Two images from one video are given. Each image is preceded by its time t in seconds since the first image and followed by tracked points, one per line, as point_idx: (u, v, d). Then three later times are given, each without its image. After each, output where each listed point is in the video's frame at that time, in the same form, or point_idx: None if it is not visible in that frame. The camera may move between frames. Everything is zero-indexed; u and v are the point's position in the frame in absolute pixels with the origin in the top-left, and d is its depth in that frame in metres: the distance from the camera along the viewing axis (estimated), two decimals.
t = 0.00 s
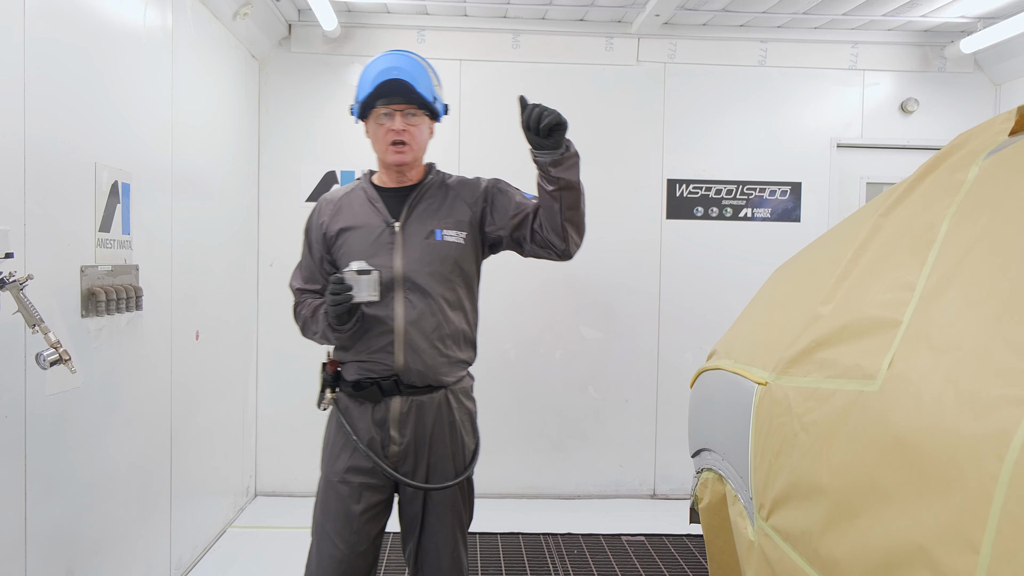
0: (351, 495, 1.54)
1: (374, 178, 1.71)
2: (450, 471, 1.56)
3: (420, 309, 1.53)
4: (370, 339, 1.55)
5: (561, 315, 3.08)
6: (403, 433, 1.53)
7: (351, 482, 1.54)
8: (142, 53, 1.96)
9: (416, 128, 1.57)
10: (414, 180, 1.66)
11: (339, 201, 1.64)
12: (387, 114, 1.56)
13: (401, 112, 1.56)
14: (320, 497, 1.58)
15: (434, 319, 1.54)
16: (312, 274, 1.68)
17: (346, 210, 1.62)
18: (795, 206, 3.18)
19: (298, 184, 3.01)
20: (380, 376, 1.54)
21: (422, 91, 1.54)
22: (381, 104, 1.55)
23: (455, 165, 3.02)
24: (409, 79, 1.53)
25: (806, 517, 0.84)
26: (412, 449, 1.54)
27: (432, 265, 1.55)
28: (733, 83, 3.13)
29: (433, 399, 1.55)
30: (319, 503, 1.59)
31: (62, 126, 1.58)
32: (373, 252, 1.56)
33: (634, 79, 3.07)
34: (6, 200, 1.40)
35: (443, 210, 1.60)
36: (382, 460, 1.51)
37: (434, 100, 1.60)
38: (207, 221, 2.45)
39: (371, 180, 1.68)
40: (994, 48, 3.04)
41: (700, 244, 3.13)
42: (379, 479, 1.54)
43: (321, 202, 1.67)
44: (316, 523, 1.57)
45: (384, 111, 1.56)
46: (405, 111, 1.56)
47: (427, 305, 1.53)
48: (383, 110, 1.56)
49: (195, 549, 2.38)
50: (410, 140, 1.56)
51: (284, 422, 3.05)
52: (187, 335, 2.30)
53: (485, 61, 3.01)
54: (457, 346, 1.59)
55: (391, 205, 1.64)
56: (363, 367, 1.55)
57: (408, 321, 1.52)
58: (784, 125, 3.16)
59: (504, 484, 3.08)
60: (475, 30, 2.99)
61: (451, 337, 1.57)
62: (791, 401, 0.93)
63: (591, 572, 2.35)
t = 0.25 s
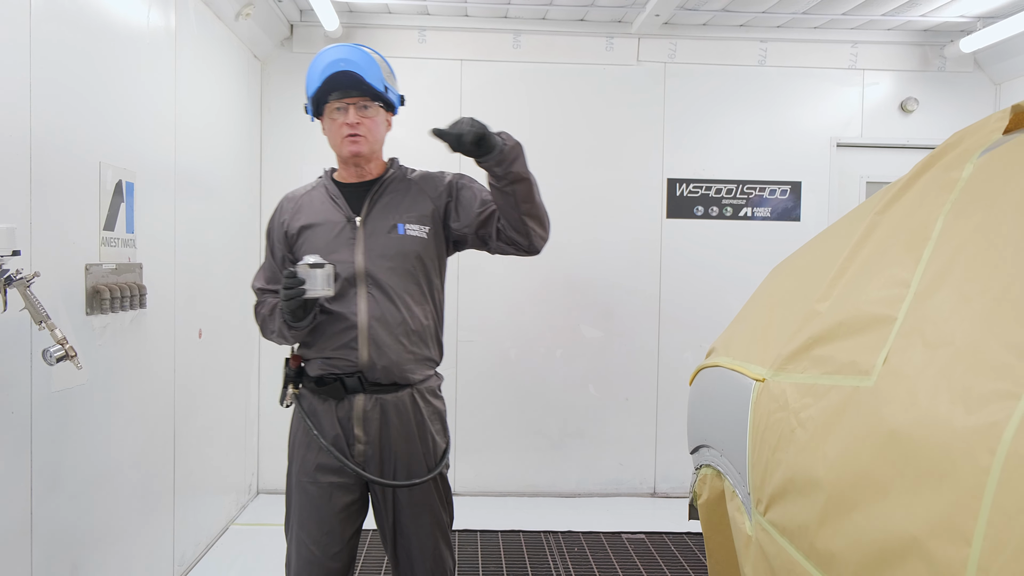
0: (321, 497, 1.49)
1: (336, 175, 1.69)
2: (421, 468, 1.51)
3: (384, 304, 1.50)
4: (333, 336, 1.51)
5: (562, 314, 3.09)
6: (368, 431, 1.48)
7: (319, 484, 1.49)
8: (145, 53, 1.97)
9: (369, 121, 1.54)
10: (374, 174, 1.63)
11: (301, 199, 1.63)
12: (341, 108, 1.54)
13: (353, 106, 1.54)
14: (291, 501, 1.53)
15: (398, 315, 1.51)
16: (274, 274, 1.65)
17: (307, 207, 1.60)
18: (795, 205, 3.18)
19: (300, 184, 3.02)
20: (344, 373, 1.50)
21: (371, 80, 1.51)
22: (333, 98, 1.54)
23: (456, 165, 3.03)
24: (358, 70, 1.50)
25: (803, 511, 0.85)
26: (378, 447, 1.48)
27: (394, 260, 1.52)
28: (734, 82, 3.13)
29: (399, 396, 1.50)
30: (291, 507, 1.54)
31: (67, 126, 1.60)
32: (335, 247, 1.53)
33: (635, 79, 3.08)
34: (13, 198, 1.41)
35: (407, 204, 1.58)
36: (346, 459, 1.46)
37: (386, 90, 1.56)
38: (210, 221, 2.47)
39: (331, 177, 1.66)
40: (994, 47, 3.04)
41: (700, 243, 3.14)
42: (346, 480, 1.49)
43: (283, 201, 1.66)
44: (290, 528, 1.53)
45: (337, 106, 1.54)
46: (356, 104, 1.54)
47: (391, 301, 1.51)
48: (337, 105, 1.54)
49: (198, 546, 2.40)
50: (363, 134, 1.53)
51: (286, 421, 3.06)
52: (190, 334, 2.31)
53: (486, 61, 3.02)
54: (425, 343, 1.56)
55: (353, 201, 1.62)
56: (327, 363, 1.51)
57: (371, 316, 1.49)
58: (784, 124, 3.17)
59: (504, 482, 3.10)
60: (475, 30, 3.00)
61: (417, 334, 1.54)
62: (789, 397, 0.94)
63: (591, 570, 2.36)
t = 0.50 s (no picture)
0: (313, 496, 1.49)
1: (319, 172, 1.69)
2: (411, 463, 1.48)
3: (364, 299, 1.49)
4: (314, 332, 1.51)
5: (571, 314, 3.10)
6: (354, 428, 1.47)
7: (310, 483, 1.49)
8: (159, 55, 2.00)
9: (346, 116, 1.53)
10: (355, 169, 1.62)
11: (283, 197, 1.63)
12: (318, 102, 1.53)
13: (329, 100, 1.53)
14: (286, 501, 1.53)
15: (379, 309, 1.49)
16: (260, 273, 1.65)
17: (289, 205, 1.60)
18: (805, 205, 3.18)
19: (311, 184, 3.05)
20: (326, 370, 1.49)
21: (343, 72, 1.48)
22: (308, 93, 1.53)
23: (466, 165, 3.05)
24: (328, 63, 1.48)
25: (814, 508, 0.86)
26: (366, 444, 1.47)
27: (375, 254, 1.50)
28: (743, 82, 3.13)
29: (383, 392, 1.49)
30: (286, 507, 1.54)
31: (84, 126, 1.63)
32: (316, 242, 1.52)
33: (644, 79, 3.09)
34: (31, 199, 1.44)
35: (388, 198, 1.56)
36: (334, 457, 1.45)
37: (362, 82, 1.54)
38: (222, 220, 2.49)
39: (314, 175, 1.65)
40: (1006, 47, 3.03)
41: (710, 243, 3.14)
42: (335, 478, 1.48)
43: (266, 200, 1.66)
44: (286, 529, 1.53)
45: (314, 102, 1.54)
46: (333, 99, 1.53)
47: (371, 296, 1.49)
48: (315, 98, 1.54)
49: (211, 543, 2.43)
50: (341, 129, 1.53)
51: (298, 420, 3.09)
52: (203, 332, 2.34)
53: (495, 61, 3.04)
54: (408, 338, 1.54)
55: (335, 196, 1.61)
56: (310, 361, 1.51)
57: (352, 311, 1.48)
58: (794, 124, 3.16)
59: (514, 481, 3.11)
60: (485, 31, 3.02)
61: (400, 328, 1.52)
62: (799, 395, 0.95)
63: (601, 568, 2.37)
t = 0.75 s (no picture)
0: (317, 497, 1.50)
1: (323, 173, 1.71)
2: (412, 464, 1.48)
3: (362, 300, 1.49)
4: (314, 332, 1.52)
5: (584, 314, 3.10)
6: (355, 428, 1.47)
7: (314, 483, 1.50)
8: (177, 59, 2.03)
9: (348, 118, 1.55)
10: (359, 169, 1.64)
11: (288, 198, 1.66)
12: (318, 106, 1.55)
13: (330, 104, 1.54)
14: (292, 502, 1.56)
15: (377, 310, 1.49)
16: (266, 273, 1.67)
17: (294, 206, 1.63)
18: (818, 205, 3.16)
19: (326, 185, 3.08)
20: (326, 370, 1.51)
21: (338, 75, 1.48)
22: (308, 96, 1.55)
23: (479, 167, 3.07)
24: (323, 66, 1.48)
25: (829, 509, 0.86)
26: (366, 445, 1.48)
27: (374, 255, 1.51)
28: (756, 82, 3.12)
29: (383, 393, 1.48)
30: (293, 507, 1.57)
31: (104, 129, 1.66)
32: (317, 242, 1.54)
33: (657, 80, 3.09)
34: (55, 203, 1.47)
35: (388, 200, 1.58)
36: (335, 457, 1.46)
37: (358, 83, 1.54)
38: (238, 222, 2.53)
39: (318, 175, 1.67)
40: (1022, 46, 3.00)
41: (723, 244, 3.13)
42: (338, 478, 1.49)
43: (273, 201, 1.69)
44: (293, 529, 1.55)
45: (315, 106, 1.56)
46: (332, 102, 1.54)
47: (369, 297, 1.49)
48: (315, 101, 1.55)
49: (226, 541, 2.46)
50: (344, 131, 1.54)
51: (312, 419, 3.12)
52: (219, 333, 2.37)
53: (508, 63, 3.05)
54: (408, 339, 1.54)
55: (338, 198, 1.63)
56: (311, 361, 1.52)
57: (351, 311, 1.49)
58: (808, 124, 3.15)
59: (527, 481, 3.12)
60: (498, 32, 3.03)
61: (399, 329, 1.52)
62: (814, 396, 0.95)
63: (613, 568, 2.37)
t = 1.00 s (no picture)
0: (336, 496, 1.53)
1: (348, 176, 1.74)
2: (429, 463, 1.50)
3: (381, 300, 1.52)
4: (332, 331, 1.54)
5: (601, 315, 3.11)
6: (371, 428, 1.49)
7: (331, 482, 1.53)
8: (202, 63, 2.08)
9: (372, 121, 1.58)
10: (383, 171, 1.67)
11: (311, 199, 1.69)
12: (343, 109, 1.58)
13: (354, 107, 1.57)
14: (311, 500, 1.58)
15: (395, 310, 1.52)
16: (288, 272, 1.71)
17: (316, 207, 1.66)
18: (839, 206, 3.13)
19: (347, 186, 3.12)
20: (344, 369, 1.53)
21: (363, 79, 1.51)
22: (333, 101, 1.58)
23: (498, 168, 3.09)
24: (348, 71, 1.51)
25: (848, 509, 0.87)
26: (382, 444, 1.49)
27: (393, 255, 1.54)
28: (776, 83, 3.11)
29: (400, 393, 1.50)
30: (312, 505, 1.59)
31: (133, 133, 1.70)
32: (338, 242, 1.57)
33: (675, 81, 3.09)
34: (84, 207, 1.52)
35: (409, 202, 1.61)
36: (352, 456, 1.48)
37: (382, 87, 1.57)
38: (261, 223, 2.58)
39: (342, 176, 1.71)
40: None
41: (742, 245, 3.12)
42: (354, 477, 1.52)
43: (296, 202, 1.72)
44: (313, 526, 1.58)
45: (340, 110, 1.58)
46: (357, 105, 1.57)
47: (388, 297, 1.52)
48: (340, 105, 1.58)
49: (249, 537, 2.51)
50: (369, 134, 1.57)
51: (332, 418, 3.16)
52: (242, 332, 2.42)
53: (527, 64, 3.07)
54: (425, 339, 1.55)
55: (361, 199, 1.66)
56: (328, 360, 1.54)
57: (370, 311, 1.51)
58: (829, 124, 3.13)
59: (545, 481, 3.13)
60: (517, 34, 3.06)
61: (417, 330, 1.54)
62: (833, 397, 0.96)
63: (632, 568, 2.38)
